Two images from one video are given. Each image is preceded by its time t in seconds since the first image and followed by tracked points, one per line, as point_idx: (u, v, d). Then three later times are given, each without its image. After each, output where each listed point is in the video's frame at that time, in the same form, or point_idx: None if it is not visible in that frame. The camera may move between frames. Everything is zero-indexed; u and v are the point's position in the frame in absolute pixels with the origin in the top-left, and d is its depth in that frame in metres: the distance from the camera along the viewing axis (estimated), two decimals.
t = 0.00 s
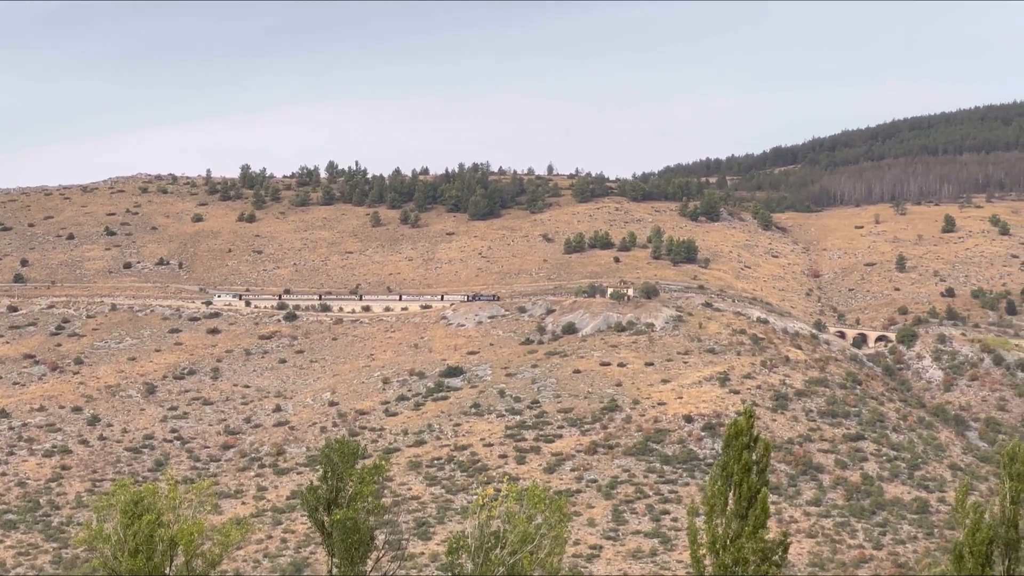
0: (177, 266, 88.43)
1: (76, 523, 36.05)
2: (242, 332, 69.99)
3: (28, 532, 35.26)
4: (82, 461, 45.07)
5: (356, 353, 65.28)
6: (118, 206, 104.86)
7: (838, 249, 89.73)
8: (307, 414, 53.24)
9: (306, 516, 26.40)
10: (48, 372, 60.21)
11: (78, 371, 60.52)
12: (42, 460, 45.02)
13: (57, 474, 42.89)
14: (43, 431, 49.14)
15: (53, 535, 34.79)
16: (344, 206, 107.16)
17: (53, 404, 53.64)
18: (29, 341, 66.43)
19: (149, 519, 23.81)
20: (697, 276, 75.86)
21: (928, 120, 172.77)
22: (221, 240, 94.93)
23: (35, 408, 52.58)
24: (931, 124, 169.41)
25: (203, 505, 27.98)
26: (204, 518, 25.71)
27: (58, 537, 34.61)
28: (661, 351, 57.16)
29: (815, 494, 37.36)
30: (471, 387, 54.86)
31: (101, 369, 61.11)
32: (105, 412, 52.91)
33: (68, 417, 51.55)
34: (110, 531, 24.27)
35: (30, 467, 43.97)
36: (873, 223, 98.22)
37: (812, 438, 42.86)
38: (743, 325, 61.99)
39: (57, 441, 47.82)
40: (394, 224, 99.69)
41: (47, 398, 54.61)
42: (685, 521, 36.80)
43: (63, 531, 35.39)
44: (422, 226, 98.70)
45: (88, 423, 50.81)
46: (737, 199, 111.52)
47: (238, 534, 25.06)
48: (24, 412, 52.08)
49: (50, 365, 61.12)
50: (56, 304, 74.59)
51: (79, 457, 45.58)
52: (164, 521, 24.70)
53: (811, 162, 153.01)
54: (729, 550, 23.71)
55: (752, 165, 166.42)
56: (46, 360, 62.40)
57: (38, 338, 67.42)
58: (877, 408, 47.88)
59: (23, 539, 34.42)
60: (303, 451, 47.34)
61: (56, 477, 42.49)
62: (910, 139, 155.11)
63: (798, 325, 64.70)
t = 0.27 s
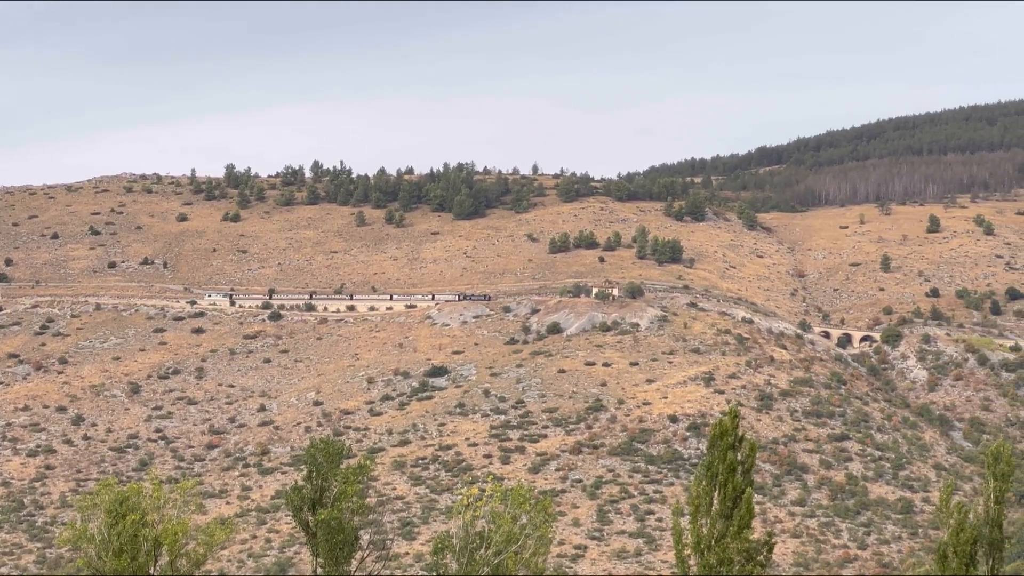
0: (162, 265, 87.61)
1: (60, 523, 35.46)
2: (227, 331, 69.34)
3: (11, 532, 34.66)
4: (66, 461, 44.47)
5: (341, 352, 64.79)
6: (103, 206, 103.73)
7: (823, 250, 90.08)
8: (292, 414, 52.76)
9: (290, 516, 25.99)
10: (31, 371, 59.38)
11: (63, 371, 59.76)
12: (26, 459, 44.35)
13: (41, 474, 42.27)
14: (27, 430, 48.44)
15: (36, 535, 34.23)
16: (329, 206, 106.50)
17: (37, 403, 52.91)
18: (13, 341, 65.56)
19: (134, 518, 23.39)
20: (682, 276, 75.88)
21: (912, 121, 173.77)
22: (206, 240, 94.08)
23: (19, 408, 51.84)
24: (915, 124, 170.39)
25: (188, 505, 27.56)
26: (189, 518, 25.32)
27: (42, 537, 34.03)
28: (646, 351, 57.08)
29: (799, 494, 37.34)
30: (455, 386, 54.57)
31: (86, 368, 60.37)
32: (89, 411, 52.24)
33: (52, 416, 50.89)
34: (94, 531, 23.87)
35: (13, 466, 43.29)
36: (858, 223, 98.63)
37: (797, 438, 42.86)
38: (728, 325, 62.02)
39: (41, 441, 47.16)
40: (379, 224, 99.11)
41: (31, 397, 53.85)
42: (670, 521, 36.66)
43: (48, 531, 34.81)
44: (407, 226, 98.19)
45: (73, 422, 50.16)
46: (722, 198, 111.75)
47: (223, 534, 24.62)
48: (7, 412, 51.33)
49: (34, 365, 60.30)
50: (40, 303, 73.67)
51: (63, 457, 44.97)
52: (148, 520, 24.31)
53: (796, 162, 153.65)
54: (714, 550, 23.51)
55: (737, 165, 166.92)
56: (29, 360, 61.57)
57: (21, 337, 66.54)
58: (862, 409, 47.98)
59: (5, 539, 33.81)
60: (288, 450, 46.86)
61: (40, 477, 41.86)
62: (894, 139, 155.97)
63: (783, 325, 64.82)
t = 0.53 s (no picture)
0: (147, 263, 86.86)
1: (46, 520, 34.98)
2: (213, 329, 68.75)
3: None
4: (51, 458, 43.97)
5: (326, 350, 64.35)
6: (88, 203, 102.72)
7: (808, 247, 90.43)
8: (277, 412, 52.35)
9: (276, 514, 25.66)
10: (16, 369, 58.68)
11: (48, 369, 59.09)
12: (10, 457, 43.77)
13: (26, 471, 41.77)
14: (11, 428, 47.83)
15: (21, 532, 33.74)
16: (314, 203, 105.87)
17: (22, 400, 52.26)
18: None
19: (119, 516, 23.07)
20: (667, 273, 75.92)
21: (896, 119, 174.69)
22: (191, 237, 93.28)
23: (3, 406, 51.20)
24: (900, 122, 171.22)
25: (175, 501, 27.19)
26: (176, 515, 24.98)
27: (27, 535, 33.54)
28: (631, 349, 57.06)
29: (785, 492, 37.35)
30: (441, 384, 54.33)
31: (71, 366, 59.74)
32: (75, 409, 51.69)
33: (38, 413, 50.33)
34: (79, 529, 23.56)
35: None
36: (843, 221, 99.06)
37: (782, 436, 42.89)
38: (713, 322, 62.10)
39: (26, 438, 46.60)
40: (364, 222, 98.58)
41: (16, 395, 53.20)
42: (655, 519, 36.58)
43: (33, 528, 34.31)
44: (392, 224, 97.73)
45: (58, 420, 49.61)
46: (707, 196, 111.97)
47: (209, 531, 24.26)
48: None
49: (19, 362, 59.60)
50: (25, 301, 72.83)
51: (48, 454, 44.47)
52: (134, 518, 23.98)
53: (781, 160, 154.19)
54: (699, 548, 23.39)
55: (722, 163, 167.39)
56: (14, 358, 60.85)
57: (5, 335, 65.75)
58: (848, 406, 48.14)
59: None
60: (273, 448, 46.45)
61: (25, 474, 41.32)
62: (879, 138, 156.78)
63: (768, 323, 64.95)
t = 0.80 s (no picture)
0: (134, 261, 86.16)
1: (31, 519, 34.55)
2: (199, 327, 68.22)
3: None
4: (37, 457, 43.57)
5: (312, 348, 63.91)
6: (74, 200, 101.73)
7: (794, 246, 90.68)
8: (264, 410, 51.93)
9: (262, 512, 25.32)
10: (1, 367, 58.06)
11: (34, 367, 58.51)
12: None
13: (11, 470, 41.35)
14: None
15: (7, 531, 33.28)
16: (301, 201, 105.25)
17: (7, 399, 51.72)
18: None
19: (106, 513, 22.72)
20: (654, 272, 75.92)
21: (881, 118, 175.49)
22: (178, 235, 92.54)
23: None
24: (886, 121, 172.00)
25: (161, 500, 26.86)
26: (163, 514, 24.64)
27: (12, 533, 33.09)
28: (618, 347, 56.97)
29: (771, 490, 37.34)
30: (428, 382, 54.06)
31: (57, 364, 59.18)
32: (61, 407, 51.21)
33: (23, 412, 49.82)
34: (65, 527, 23.19)
35: None
36: (829, 220, 99.40)
37: (769, 434, 42.90)
38: (700, 321, 62.11)
39: (11, 437, 46.12)
40: (351, 220, 98.04)
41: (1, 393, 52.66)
42: (642, 517, 36.47)
43: (17, 527, 33.85)
44: (379, 222, 97.25)
45: (43, 418, 49.15)
46: (695, 195, 112.15)
47: (196, 529, 23.88)
48: None
49: (5, 361, 58.97)
50: (10, 299, 72.13)
51: (33, 453, 44.07)
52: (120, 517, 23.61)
53: (768, 159, 154.66)
54: (686, 546, 23.26)
55: (709, 162, 167.77)
56: None
57: None
58: (834, 405, 48.22)
59: None
60: (259, 446, 46.04)
61: (10, 473, 40.92)
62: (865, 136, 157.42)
63: (755, 321, 65.04)
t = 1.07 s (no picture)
0: (122, 257, 85.53)
1: (18, 515, 34.23)
2: (188, 323, 67.74)
3: None
4: (25, 454, 43.25)
5: (301, 345, 63.57)
6: (63, 197, 100.90)
7: (782, 242, 90.92)
8: (252, 406, 51.61)
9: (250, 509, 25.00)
10: None
11: (22, 363, 58.01)
12: None
13: None
14: None
15: None
16: (289, 197, 104.70)
17: None
18: None
19: (94, 510, 22.41)
20: (643, 268, 75.93)
21: (870, 115, 176.09)
22: (166, 231, 91.88)
23: None
24: (874, 118, 172.64)
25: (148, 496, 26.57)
26: (152, 510, 24.36)
27: None
28: (606, 344, 56.92)
29: (759, 487, 37.36)
30: (416, 378, 53.85)
31: (45, 360, 58.70)
32: (49, 404, 50.81)
33: (11, 408, 49.46)
34: (53, 524, 22.84)
35: None
36: (817, 216, 99.68)
37: (757, 431, 42.92)
38: (688, 317, 62.14)
39: None
40: (339, 216, 97.57)
41: None
42: (630, 513, 36.41)
43: (4, 523, 33.52)
44: (367, 218, 96.82)
45: (31, 415, 48.76)
46: (683, 191, 112.27)
47: (184, 525, 23.57)
48: None
49: None
50: None
51: (21, 450, 43.74)
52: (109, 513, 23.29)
53: (756, 156, 154.99)
54: (673, 542, 23.17)
55: (697, 158, 168.04)
56: None
57: None
58: (822, 401, 48.32)
59: None
60: (248, 443, 45.72)
61: None
62: (853, 133, 157.94)
63: (743, 318, 65.15)
